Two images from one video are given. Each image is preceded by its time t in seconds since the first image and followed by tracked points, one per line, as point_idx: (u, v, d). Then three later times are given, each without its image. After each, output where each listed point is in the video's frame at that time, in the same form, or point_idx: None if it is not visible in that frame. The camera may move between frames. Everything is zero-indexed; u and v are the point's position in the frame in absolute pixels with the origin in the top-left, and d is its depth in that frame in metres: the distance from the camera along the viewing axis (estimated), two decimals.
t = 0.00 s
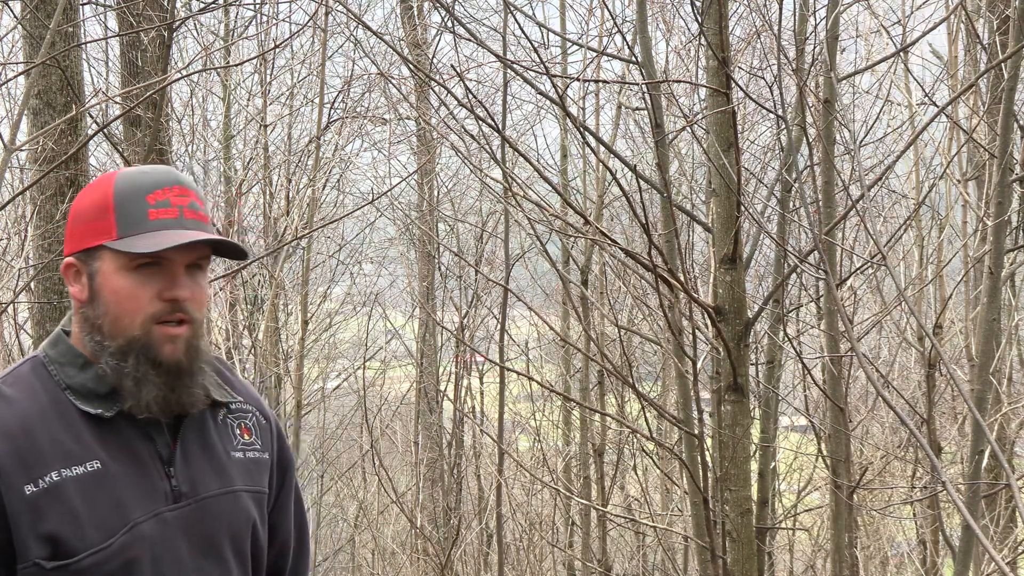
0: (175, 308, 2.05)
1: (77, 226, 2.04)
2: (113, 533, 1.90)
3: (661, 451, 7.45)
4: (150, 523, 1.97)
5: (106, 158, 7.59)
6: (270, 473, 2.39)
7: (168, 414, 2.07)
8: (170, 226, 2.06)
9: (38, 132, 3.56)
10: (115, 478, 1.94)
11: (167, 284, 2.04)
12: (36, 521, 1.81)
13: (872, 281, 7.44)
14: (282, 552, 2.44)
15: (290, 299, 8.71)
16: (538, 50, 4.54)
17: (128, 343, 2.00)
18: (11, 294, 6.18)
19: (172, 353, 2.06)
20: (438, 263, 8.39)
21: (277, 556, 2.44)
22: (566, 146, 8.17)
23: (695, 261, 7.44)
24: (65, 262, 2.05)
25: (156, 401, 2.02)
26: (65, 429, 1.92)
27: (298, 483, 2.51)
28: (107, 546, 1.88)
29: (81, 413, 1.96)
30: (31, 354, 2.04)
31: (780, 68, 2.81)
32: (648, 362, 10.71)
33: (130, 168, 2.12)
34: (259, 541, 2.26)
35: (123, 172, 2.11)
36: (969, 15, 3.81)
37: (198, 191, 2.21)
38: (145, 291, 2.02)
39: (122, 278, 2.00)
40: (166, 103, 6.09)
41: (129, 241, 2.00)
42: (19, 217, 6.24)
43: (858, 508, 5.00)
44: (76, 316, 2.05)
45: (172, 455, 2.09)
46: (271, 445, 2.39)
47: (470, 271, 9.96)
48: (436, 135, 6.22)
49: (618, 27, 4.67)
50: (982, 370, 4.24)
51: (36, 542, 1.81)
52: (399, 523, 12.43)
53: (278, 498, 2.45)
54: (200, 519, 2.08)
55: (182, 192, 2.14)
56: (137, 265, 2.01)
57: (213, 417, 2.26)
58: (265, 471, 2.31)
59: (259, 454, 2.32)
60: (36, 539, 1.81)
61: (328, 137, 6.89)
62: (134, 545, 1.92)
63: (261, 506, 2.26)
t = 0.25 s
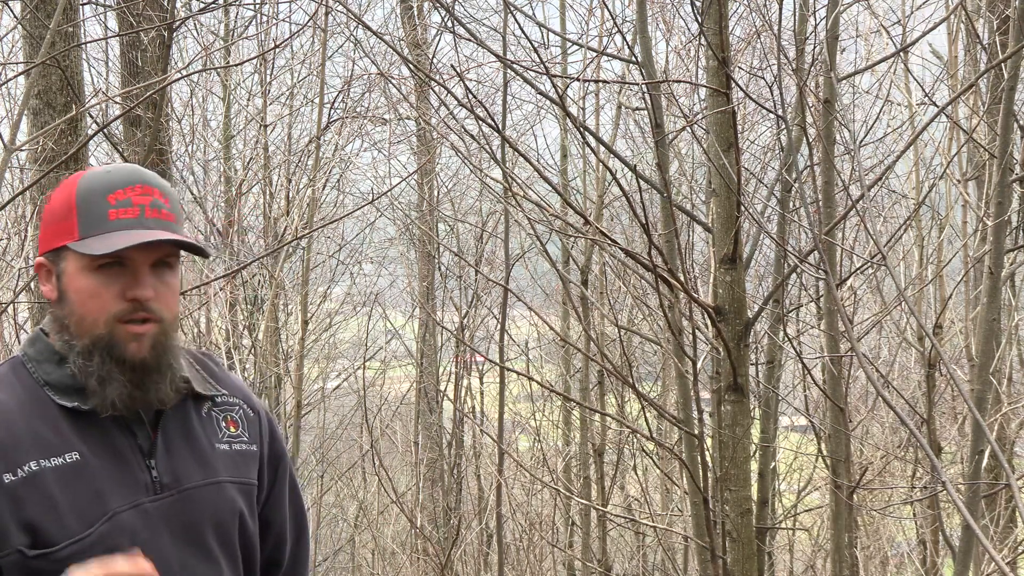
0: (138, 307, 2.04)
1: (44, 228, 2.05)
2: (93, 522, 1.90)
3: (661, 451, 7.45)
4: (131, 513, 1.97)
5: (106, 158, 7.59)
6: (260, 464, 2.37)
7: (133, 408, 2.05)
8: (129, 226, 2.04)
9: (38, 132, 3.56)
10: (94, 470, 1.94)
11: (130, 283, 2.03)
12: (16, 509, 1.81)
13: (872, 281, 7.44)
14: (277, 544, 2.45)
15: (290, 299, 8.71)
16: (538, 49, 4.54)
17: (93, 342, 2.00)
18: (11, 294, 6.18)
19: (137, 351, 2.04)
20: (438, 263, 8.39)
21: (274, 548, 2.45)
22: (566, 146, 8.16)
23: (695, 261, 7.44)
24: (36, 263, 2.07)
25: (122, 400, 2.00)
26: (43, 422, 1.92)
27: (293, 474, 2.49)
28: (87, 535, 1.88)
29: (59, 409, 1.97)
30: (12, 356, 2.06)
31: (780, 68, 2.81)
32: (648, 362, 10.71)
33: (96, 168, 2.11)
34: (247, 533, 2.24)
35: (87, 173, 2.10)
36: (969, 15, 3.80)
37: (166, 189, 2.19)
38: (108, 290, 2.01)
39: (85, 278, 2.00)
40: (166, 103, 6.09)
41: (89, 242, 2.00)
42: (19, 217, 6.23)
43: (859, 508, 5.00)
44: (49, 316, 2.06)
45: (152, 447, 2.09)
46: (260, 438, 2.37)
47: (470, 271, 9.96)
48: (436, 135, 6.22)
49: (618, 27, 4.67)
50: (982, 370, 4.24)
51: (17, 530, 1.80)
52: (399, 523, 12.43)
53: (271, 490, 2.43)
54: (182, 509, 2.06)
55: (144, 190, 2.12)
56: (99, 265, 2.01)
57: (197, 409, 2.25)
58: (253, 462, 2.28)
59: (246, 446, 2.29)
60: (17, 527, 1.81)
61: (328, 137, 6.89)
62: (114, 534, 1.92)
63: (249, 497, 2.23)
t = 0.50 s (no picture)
0: (134, 296, 2.06)
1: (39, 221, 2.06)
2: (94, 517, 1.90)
3: (661, 451, 7.45)
4: (131, 508, 1.97)
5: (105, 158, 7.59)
6: (258, 461, 2.38)
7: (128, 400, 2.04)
8: (124, 215, 2.05)
9: (38, 132, 3.56)
10: (95, 465, 1.94)
11: (125, 273, 2.05)
12: (17, 504, 1.81)
13: (872, 281, 7.44)
14: (277, 541, 2.45)
15: (290, 299, 8.71)
16: (538, 49, 4.54)
17: (88, 332, 2.00)
18: (11, 294, 6.18)
19: (133, 341, 2.05)
20: (438, 263, 8.39)
21: (272, 546, 2.45)
22: (566, 146, 8.17)
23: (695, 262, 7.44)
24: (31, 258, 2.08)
25: (118, 389, 1.99)
26: (42, 419, 1.92)
27: (290, 472, 2.50)
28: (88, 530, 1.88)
29: (58, 406, 1.96)
30: (10, 356, 2.05)
31: (781, 67, 2.81)
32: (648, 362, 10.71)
33: (89, 163, 2.13)
34: (247, 529, 2.25)
35: (82, 168, 2.12)
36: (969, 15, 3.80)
37: (160, 184, 2.21)
38: (104, 280, 2.03)
39: (80, 269, 2.01)
40: (166, 103, 6.09)
41: (84, 231, 2.00)
42: (19, 217, 6.23)
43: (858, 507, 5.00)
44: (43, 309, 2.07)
45: (152, 443, 2.09)
46: (257, 435, 2.38)
47: (470, 271, 9.96)
48: (436, 135, 6.22)
49: (618, 27, 4.67)
50: (982, 370, 4.24)
51: (18, 526, 1.80)
52: (399, 523, 12.43)
53: (269, 488, 2.44)
54: (182, 505, 2.06)
55: (140, 182, 2.14)
56: (95, 255, 2.02)
57: (195, 407, 2.26)
58: (251, 459, 2.29)
59: (244, 443, 2.30)
60: (18, 523, 1.81)
61: (328, 137, 6.89)
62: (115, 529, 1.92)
63: (247, 494, 2.24)
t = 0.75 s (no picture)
0: (146, 294, 2.12)
1: (53, 217, 2.12)
2: (100, 514, 1.93)
3: (660, 451, 7.44)
4: (138, 505, 2.01)
5: (105, 158, 7.59)
6: (261, 465, 2.43)
7: (137, 394, 2.10)
8: (138, 213, 2.11)
9: (39, 132, 3.57)
10: (101, 463, 1.99)
11: (137, 270, 2.11)
12: (24, 502, 1.85)
13: (872, 281, 7.45)
14: (279, 545, 2.49)
15: (290, 299, 8.71)
16: (538, 49, 4.54)
17: (99, 328, 2.06)
18: (11, 294, 6.18)
19: (143, 337, 2.12)
20: (438, 263, 8.39)
21: (275, 550, 2.49)
22: (566, 146, 8.17)
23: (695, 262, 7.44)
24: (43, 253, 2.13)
25: (127, 383, 2.05)
26: (49, 418, 1.97)
27: (292, 476, 2.56)
28: (95, 526, 1.91)
29: (64, 403, 2.01)
30: (17, 355, 2.11)
31: (781, 68, 2.81)
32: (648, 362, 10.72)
33: (105, 162, 2.19)
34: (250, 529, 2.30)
35: (97, 166, 2.18)
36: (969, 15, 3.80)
37: (173, 184, 2.27)
38: (117, 277, 2.09)
39: (94, 265, 2.07)
40: (166, 103, 6.09)
41: (98, 228, 2.06)
42: (19, 217, 6.23)
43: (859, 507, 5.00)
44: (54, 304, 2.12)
45: (157, 442, 2.14)
46: (260, 438, 2.44)
47: (470, 271, 9.96)
48: (436, 135, 6.21)
49: (618, 27, 4.67)
50: (982, 370, 4.24)
51: (24, 523, 1.84)
52: (399, 523, 12.42)
53: (272, 491, 2.49)
54: (188, 503, 2.12)
55: (154, 183, 2.21)
56: (109, 252, 2.08)
57: (200, 408, 2.32)
58: (254, 461, 2.35)
59: (247, 445, 2.36)
60: (24, 521, 1.84)
61: (328, 137, 6.89)
62: (122, 526, 1.95)
63: (251, 494, 2.30)
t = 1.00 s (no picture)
0: (165, 297, 2.18)
1: (74, 215, 2.17)
2: (101, 519, 1.98)
3: (660, 451, 7.44)
4: (139, 509, 2.05)
5: (105, 158, 7.59)
6: (267, 468, 2.49)
7: (154, 399, 2.17)
8: (162, 217, 2.18)
9: (40, 133, 3.57)
10: (103, 467, 2.03)
11: (159, 273, 2.17)
12: (24, 506, 1.89)
13: (872, 281, 7.45)
14: (285, 548, 2.54)
15: (290, 299, 8.71)
16: (538, 50, 4.54)
17: (117, 329, 2.13)
18: (11, 294, 6.18)
19: (161, 340, 2.19)
20: (438, 262, 8.39)
21: (280, 552, 2.54)
22: (566, 146, 8.16)
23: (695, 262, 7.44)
24: (61, 251, 2.18)
25: (144, 386, 2.12)
26: (51, 421, 2.01)
27: (297, 479, 2.61)
28: (95, 530, 1.96)
29: (68, 405, 2.06)
30: (21, 356, 2.16)
31: (780, 68, 2.81)
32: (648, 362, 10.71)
33: (128, 163, 2.25)
34: (254, 532, 2.35)
35: (120, 167, 2.24)
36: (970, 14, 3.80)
37: (192, 188, 2.34)
38: (137, 279, 2.15)
39: (116, 266, 2.13)
40: (166, 103, 6.09)
41: (122, 230, 2.12)
42: (19, 217, 6.23)
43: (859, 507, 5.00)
44: (70, 302, 2.17)
45: (161, 446, 2.19)
46: (266, 441, 2.49)
47: (470, 271, 9.95)
48: (436, 135, 6.21)
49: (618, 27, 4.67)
50: (982, 370, 4.24)
51: (25, 527, 1.88)
52: (399, 523, 12.41)
53: (278, 493, 2.55)
54: (190, 507, 2.17)
55: (177, 187, 2.28)
56: (131, 253, 2.14)
57: (207, 411, 2.38)
58: (259, 464, 2.41)
59: (252, 448, 2.41)
60: (25, 525, 1.89)
61: (328, 137, 6.89)
62: (123, 530, 2.00)
63: (254, 497, 2.35)
